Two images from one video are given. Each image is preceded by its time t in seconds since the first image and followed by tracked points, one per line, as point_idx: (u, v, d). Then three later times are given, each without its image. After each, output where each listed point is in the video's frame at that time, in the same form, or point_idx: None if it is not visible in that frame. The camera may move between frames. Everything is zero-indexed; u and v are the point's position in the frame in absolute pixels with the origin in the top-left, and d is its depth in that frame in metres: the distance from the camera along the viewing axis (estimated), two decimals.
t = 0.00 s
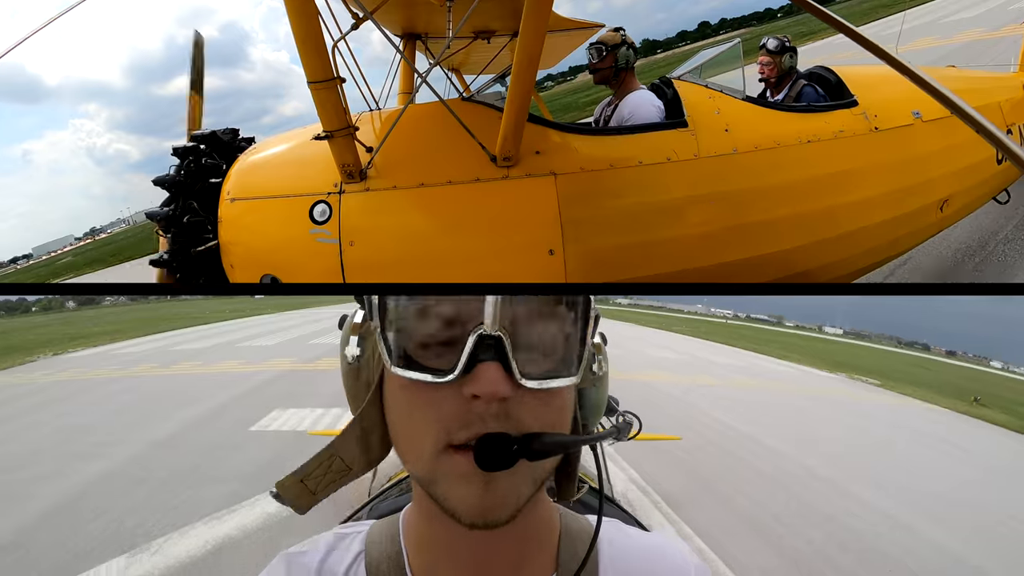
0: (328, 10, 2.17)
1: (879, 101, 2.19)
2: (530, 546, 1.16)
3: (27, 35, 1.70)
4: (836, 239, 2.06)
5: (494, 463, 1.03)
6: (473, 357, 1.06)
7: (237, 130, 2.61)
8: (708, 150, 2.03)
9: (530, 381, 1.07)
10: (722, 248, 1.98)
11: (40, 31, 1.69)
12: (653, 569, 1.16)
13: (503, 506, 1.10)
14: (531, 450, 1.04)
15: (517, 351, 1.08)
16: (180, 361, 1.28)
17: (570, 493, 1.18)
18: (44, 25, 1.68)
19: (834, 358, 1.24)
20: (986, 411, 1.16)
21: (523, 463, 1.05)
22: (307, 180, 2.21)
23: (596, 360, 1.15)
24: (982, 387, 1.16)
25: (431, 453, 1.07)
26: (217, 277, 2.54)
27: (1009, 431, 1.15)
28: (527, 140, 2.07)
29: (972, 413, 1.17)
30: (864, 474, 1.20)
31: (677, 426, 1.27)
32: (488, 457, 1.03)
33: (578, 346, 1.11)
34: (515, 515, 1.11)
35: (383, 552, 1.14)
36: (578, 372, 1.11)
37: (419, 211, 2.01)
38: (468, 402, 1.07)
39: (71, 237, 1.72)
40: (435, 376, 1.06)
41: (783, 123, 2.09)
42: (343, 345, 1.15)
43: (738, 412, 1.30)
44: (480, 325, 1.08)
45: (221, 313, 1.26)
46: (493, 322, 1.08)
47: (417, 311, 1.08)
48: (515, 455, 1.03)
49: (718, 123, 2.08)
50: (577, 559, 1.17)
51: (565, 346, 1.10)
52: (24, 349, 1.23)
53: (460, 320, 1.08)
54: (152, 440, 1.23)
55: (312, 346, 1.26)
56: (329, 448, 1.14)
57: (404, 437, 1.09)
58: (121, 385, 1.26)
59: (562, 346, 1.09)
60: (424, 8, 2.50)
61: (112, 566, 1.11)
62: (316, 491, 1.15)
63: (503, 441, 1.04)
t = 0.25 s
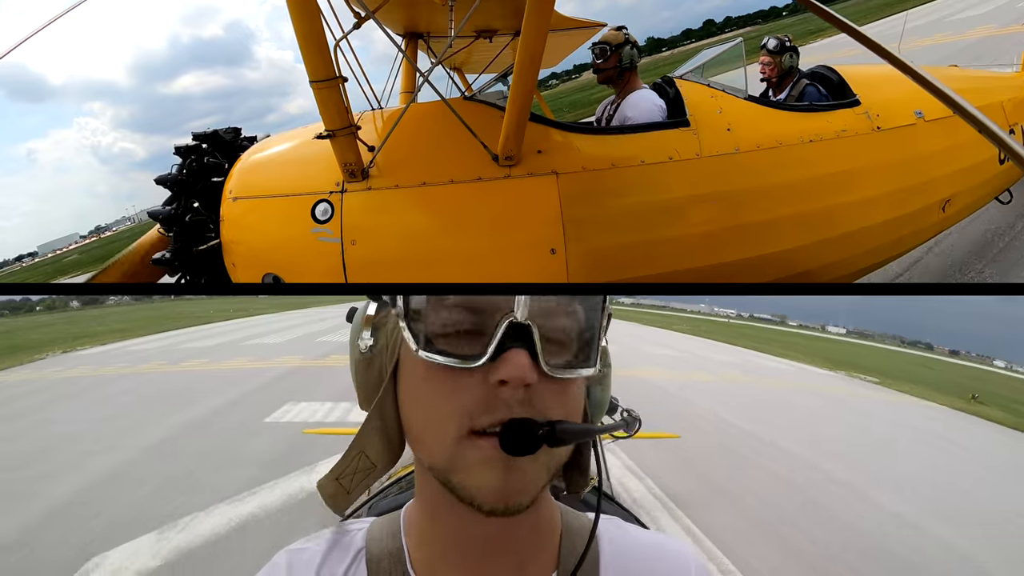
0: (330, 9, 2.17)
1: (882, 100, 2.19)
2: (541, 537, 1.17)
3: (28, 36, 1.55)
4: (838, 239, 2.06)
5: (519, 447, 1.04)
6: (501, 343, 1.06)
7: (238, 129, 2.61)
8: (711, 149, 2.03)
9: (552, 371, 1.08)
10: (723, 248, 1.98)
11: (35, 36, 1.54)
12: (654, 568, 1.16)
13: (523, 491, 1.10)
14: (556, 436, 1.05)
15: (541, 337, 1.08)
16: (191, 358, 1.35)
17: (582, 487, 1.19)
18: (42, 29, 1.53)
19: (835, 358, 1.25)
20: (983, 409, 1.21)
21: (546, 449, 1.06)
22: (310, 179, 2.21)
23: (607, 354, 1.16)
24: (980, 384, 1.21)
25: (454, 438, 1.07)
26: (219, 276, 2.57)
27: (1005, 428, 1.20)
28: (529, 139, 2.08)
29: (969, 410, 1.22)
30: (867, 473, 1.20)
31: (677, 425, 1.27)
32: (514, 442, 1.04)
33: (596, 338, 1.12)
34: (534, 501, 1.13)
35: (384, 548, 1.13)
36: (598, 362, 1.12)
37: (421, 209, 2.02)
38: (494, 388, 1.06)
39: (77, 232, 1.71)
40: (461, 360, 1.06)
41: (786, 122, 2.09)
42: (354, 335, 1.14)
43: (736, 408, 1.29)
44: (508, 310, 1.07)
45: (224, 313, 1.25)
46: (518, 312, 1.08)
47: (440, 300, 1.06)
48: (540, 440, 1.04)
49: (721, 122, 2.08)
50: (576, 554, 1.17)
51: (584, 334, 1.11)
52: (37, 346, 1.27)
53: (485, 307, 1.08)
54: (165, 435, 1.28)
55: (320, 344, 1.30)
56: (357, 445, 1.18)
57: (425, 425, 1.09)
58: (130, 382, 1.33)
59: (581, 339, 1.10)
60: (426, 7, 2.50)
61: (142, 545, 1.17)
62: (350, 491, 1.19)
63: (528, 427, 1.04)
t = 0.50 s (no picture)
0: (333, 8, 2.17)
1: (884, 100, 2.19)
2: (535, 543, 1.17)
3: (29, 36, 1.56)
4: (841, 237, 2.06)
5: (510, 470, 1.05)
6: (493, 371, 1.08)
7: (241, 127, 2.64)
8: (713, 148, 2.03)
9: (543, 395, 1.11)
10: (724, 248, 1.99)
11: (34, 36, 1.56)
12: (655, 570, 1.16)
13: (514, 505, 1.11)
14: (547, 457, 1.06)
15: (534, 363, 1.11)
16: (200, 357, 1.35)
17: (575, 490, 1.23)
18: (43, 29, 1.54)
19: (834, 358, 1.26)
20: (981, 408, 1.21)
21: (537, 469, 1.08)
22: (312, 177, 2.21)
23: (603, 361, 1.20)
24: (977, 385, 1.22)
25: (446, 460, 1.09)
26: (222, 275, 2.57)
27: (1003, 427, 1.20)
28: (531, 137, 2.08)
29: (966, 409, 1.22)
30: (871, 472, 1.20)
31: (677, 426, 1.28)
32: (504, 465, 1.05)
33: (587, 360, 1.15)
34: (526, 512, 1.14)
35: (384, 552, 1.15)
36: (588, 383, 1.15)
37: (422, 208, 2.02)
38: (487, 414, 1.08)
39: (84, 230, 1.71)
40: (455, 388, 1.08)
41: (788, 121, 2.09)
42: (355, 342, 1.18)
43: (734, 406, 1.31)
44: (504, 338, 1.09)
45: (227, 312, 1.23)
46: (514, 339, 1.09)
47: (439, 320, 1.09)
48: (530, 463, 1.05)
49: (723, 121, 2.08)
50: (576, 552, 1.19)
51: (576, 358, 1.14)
52: (44, 346, 1.23)
53: (482, 331, 1.10)
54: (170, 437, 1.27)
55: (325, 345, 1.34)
56: (357, 453, 1.20)
57: (419, 440, 1.11)
58: (141, 382, 1.31)
59: (573, 360, 1.14)
60: (428, 6, 2.51)
61: (165, 529, 1.17)
62: (349, 499, 1.20)
63: (520, 449, 1.06)
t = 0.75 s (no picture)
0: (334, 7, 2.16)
1: (886, 99, 2.19)
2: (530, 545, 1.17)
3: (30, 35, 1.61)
4: (843, 237, 2.06)
5: (495, 483, 1.05)
6: (476, 387, 1.09)
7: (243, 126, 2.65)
8: (714, 148, 2.03)
9: (529, 406, 1.11)
10: (726, 247, 1.98)
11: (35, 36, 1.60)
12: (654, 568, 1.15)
13: (503, 513, 1.12)
14: (531, 468, 1.07)
15: (518, 377, 1.11)
16: (210, 354, 1.37)
17: (567, 491, 1.27)
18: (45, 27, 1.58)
19: (834, 357, 1.25)
20: (978, 408, 1.19)
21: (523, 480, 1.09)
22: (313, 176, 2.22)
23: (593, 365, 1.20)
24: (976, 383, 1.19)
25: (433, 472, 1.10)
26: (224, 274, 2.55)
27: (998, 424, 1.19)
28: (532, 137, 2.07)
29: (964, 409, 1.21)
30: (870, 471, 1.20)
31: (677, 426, 1.28)
32: (489, 479, 1.05)
33: (574, 367, 1.14)
34: (515, 519, 1.14)
35: (383, 552, 1.17)
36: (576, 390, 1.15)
37: (423, 208, 2.03)
38: (471, 428, 1.09)
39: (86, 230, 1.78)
40: (440, 403, 1.10)
41: (789, 121, 2.09)
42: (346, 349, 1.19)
43: (736, 404, 1.31)
44: (485, 355, 1.09)
45: (232, 310, 1.24)
46: (497, 354, 1.09)
47: (423, 335, 1.10)
48: (516, 475, 1.06)
49: (724, 121, 2.08)
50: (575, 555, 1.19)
51: (563, 368, 1.14)
52: (53, 343, 1.26)
53: (465, 345, 1.10)
54: (180, 432, 1.31)
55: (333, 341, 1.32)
56: (355, 458, 1.22)
57: (410, 449, 1.14)
58: (153, 377, 1.35)
59: (558, 367, 1.14)
60: (429, 5, 2.50)
61: (188, 513, 1.22)
62: (348, 503, 1.21)
63: (504, 462, 1.06)
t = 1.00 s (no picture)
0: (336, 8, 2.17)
1: (887, 100, 2.19)
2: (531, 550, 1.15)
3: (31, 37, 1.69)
4: (846, 237, 2.06)
5: (475, 496, 1.05)
6: (452, 403, 1.08)
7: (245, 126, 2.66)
8: (716, 148, 2.03)
9: (510, 420, 1.09)
10: (728, 247, 1.99)
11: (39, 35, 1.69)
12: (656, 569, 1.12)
13: (489, 523, 1.11)
14: (512, 481, 1.05)
15: (496, 390, 1.08)
16: (218, 352, 1.39)
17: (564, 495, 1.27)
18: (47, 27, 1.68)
19: (833, 357, 1.26)
20: (976, 407, 1.21)
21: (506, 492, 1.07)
22: (315, 176, 2.22)
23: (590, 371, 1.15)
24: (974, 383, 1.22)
25: (419, 484, 1.11)
26: (226, 274, 2.56)
27: (996, 423, 1.20)
28: (534, 137, 2.08)
29: (962, 408, 1.23)
30: (872, 471, 1.20)
31: (677, 425, 1.28)
32: (468, 492, 1.05)
33: (561, 377, 1.09)
34: (503, 529, 1.13)
35: (386, 551, 1.14)
36: (563, 404, 1.10)
37: (425, 208, 2.03)
38: (451, 443, 1.09)
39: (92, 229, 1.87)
40: (419, 418, 1.10)
41: (791, 121, 2.09)
42: (343, 356, 1.18)
43: (736, 403, 1.32)
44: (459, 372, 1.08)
45: (237, 309, 1.25)
46: (469, 369, 1.07)
47: (401, 349, 1.09)
48: (495, 488, 1.05)
49: (726, 121, 2.08)
50: (578, 556, 1.16)
51: (549, 379, 1.09)
52: (60, 342, 1.30)
53: (440, 361, 1.08)
54: (182, 432, 1.32)
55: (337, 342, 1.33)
56: (353, 464, 1.22)
57: (398, 459, 1.15)
58: (160, 375, 1.38)
59: (544, 378, 1.09)
60: (432, 5, 2.50)
61: (209, 497, 1.24)
62: (348, 509, 1.18)
63: (483, 477, 1.05)
